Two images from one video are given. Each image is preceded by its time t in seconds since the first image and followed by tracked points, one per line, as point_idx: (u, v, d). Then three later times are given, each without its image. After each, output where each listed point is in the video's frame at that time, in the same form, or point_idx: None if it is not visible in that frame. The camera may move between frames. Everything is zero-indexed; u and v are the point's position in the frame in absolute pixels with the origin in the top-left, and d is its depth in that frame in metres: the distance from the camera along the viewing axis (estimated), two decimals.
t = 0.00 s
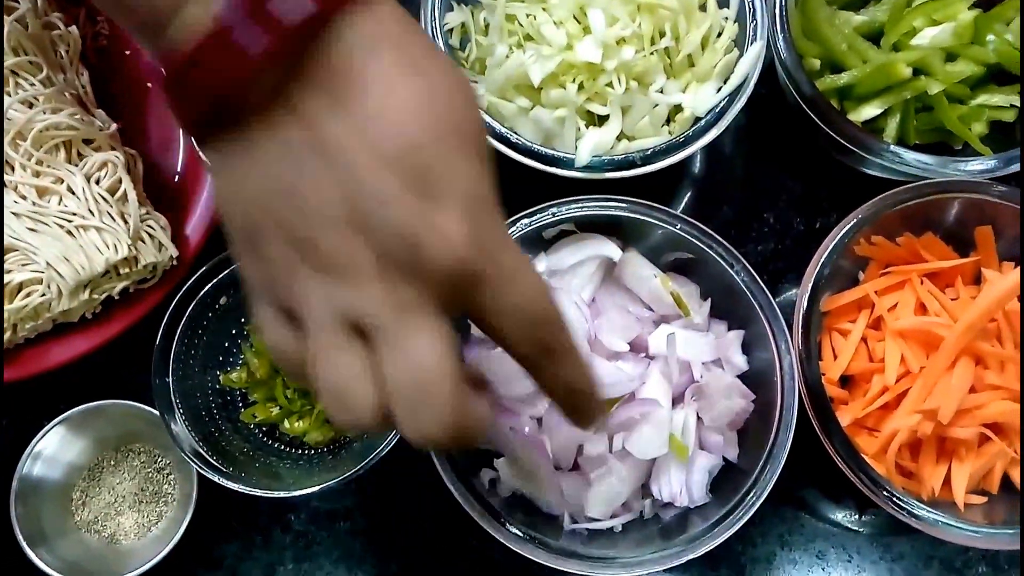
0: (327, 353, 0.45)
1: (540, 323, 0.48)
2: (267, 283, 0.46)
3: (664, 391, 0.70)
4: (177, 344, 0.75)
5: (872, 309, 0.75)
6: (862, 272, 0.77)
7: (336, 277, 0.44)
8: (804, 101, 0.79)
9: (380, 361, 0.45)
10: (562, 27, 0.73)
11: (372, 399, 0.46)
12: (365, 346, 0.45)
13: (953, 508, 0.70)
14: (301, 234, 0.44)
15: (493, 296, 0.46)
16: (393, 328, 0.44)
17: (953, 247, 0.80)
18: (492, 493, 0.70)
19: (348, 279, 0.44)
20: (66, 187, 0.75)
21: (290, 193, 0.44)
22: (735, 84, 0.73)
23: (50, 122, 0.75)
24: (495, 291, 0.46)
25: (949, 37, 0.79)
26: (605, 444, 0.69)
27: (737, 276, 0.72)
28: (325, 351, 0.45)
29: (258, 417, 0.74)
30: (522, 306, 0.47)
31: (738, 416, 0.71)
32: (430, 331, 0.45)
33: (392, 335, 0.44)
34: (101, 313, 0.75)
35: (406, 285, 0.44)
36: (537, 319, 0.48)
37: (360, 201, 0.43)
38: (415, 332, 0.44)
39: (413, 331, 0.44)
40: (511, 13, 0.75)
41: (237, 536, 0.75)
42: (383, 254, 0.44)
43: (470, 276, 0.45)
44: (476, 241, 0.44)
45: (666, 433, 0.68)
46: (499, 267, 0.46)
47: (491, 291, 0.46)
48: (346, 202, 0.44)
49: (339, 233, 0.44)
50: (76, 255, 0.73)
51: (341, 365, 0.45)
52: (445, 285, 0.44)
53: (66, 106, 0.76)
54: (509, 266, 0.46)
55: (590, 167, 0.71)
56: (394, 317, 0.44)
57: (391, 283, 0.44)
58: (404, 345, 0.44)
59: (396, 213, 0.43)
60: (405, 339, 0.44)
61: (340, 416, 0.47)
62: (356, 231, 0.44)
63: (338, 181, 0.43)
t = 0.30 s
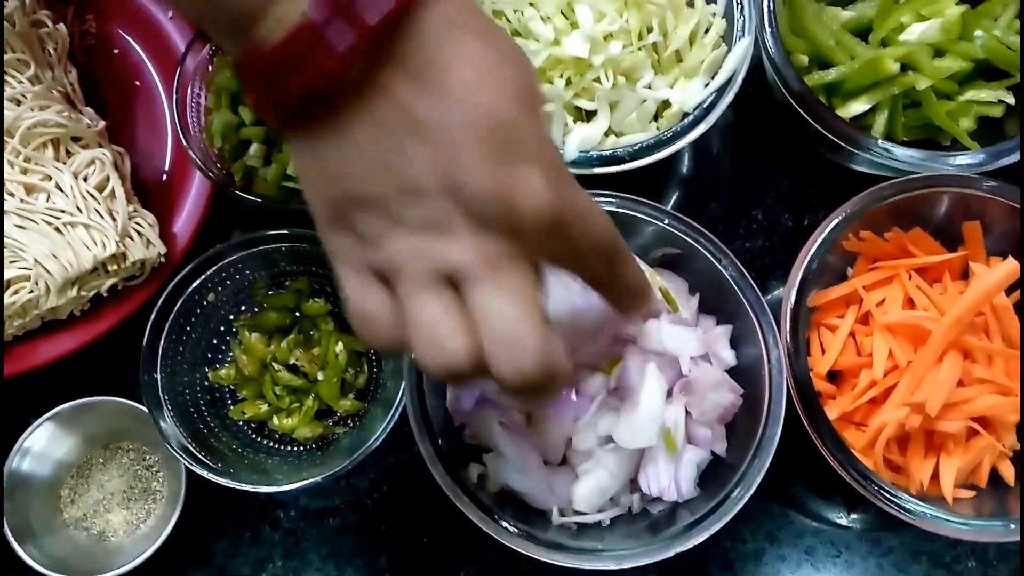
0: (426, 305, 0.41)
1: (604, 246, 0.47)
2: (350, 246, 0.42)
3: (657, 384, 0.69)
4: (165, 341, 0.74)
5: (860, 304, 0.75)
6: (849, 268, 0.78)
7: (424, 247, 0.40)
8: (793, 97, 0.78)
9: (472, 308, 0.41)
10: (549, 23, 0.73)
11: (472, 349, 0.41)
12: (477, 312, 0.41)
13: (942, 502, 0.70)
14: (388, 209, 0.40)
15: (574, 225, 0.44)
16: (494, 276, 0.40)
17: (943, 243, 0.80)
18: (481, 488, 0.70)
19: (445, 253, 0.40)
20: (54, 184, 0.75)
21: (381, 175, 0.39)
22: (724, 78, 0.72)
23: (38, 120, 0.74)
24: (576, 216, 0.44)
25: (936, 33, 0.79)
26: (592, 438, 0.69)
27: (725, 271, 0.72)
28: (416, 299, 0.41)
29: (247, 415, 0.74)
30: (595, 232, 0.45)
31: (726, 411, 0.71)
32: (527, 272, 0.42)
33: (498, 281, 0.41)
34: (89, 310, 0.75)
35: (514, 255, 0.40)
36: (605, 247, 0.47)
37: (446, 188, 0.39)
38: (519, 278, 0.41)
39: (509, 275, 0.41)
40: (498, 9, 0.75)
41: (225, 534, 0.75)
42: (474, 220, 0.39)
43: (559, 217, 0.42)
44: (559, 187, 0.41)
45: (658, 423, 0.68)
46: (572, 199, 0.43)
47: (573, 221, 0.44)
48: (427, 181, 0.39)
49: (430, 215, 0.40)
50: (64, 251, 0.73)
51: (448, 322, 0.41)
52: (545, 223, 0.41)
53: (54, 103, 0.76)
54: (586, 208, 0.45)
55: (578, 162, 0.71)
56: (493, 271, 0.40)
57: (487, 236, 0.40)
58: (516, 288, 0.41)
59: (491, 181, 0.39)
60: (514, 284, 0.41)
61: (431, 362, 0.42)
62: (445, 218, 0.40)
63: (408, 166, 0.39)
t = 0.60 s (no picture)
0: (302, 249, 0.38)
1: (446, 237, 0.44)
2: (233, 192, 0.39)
3: (641, 375, 0.70)
4: (150, 337, 0.74)
5: (846, 299, 0.75)
6: (836, 263, 0.78)
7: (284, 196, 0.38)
8: (778, 93, 0.79)
9: (296, 264, 0.38)
10: (533, 18, 0.73)
11: (283, 304, 0.39)
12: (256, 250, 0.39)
13: (927, 495, 0.70)
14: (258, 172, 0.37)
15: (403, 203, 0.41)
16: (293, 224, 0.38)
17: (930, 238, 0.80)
18: (467, 482, 0.70)
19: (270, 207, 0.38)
20: (39, 181, 0.75)
21: (284, 134, 0.37)
22: (710, 72, 0.72)
23: (23, 116, 0.74)
24: (425, 202, 0.41)
25: (921, 28, 0.78)
26: (578, 432, 0.70)
27: (710, 265, 0.73)
28: (242, 249, 0.39)
29: (233, 411, 0.74)
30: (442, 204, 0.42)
31: (712, 404, 0.71)
32: (361, 237, 0.39)
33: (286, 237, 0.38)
34: (75, 307, 0.75)
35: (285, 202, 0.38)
36: (449, 225, 0.43)
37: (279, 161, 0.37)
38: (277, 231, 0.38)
39: (326, 234, 0.38)
40: (483, 4, 0.75)
41: (212, 531, 0.75)
42: (302, 179, 0.37)
43: (390, 184, 0.39)
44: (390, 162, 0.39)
45: (644, 419, 0.69)
46: (413, 176, 0.41)
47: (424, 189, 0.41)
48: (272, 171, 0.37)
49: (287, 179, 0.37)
50: (50, 248, 0.73)
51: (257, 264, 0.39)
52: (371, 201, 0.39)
53: (39, 100, 0.76)
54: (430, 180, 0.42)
55: (563, 158, 0.71)
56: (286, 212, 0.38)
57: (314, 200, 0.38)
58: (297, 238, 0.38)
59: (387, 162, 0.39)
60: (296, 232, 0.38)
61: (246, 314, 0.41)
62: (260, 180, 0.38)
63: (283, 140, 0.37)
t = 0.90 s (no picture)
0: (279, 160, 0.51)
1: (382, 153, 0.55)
2: (211, 119, 0.50)
3: (630, 371, 0.70)
4: (136, 334, 0.74)
5: (832, 294, 0.75)
6: (822, 258, 0.78)
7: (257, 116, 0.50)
8: (762, 87, 0.79)
9: (274, 175, 0.51)
10: (518, 13, 0.73)
11: (263, 210, 0.51)
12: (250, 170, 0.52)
13: (913, 488, 0.71)
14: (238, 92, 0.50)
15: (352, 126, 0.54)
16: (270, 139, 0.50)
17: (917, 232, 0.80)
18: (453, 476, 0.70)
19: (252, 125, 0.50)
20: (24, 178, 0.75)
21: (250, 51, 0.49)
22: (694, 67, 0.72)
23: (8, 114, 0.74)
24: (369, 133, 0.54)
25: (905, 23, 0.78)
26: (564, 427, 0.70)
27: (696, 259, 0.73)
28: (221, 165, 0.51)
29: (219, 408, 0.74)
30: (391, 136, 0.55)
31: (696, 398, 0.71)
32: (318, 140, 0.51)
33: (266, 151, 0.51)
34: (61, 305, 0.75)
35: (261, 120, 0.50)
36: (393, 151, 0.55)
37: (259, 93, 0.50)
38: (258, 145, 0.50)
39: (298, 146, 0.51)
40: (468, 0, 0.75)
41: (199, 528, 0.75)
42: (270, 91, 0.50)
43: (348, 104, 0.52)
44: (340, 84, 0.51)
45: (628, 413, 0.68)
46: (371, 99, 0.54)
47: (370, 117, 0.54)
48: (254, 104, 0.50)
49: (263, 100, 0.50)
50: (34, 246, 0.72)
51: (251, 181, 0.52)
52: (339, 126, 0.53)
53: (24, 98, 0.76)
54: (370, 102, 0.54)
55: (547, 152, 0.71)
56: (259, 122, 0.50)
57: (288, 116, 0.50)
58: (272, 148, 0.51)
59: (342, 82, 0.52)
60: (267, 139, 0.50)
61: (231, 231, 0.51)
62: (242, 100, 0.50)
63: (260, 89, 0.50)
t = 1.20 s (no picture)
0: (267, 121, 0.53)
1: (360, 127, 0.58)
2: (188, 83, 0.52)
3: (617, 367, 0.70)
4: (121, 332, 0.74)
5: (818, 289, 0.75)
6: (808, 253, 0.78)
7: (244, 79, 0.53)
8: (749, 83, 0.79)
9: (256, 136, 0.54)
10: (503, 9, 0.73)
11: (242, 171, 0.53)
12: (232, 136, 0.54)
13: (899, 482, 0.71)
14: (218, 56, 0.52)
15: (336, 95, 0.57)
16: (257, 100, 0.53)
17: (904, 227, 0.80)
18: (439, 473, 0.70)
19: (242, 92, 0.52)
20: (10, 176, 0.75)
21: (231, 18, 0.52)
22: (677, 63, 0.73)
23: None
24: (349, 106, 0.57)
25: (892, 18, 0.78)
26: (550, 422, 0.70)
27: (681, 254, 0.73)
28: (199, 128, 0.52)
29: (205, 406, 0.74)
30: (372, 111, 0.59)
31: (682, 392, 0.71)
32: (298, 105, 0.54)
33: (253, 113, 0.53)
34: (47, 303, 0.75)
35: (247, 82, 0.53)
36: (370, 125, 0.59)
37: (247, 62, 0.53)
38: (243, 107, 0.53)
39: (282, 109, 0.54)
40: None
41: (186, 526, 0.75)
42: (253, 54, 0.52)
43: (334, 69, 0.56)
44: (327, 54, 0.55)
45: (614, 408, 0.68)
46: (349, 69, 0.57)
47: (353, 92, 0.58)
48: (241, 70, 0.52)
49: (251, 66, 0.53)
50: (20, 244, 0.72)
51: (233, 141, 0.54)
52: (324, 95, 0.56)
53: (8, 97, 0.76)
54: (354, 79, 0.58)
55: (532, 148, 0.71)
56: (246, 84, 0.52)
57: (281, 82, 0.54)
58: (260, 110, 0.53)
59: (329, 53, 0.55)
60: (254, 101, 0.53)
61: (208, 195, 0.52)
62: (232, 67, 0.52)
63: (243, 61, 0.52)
